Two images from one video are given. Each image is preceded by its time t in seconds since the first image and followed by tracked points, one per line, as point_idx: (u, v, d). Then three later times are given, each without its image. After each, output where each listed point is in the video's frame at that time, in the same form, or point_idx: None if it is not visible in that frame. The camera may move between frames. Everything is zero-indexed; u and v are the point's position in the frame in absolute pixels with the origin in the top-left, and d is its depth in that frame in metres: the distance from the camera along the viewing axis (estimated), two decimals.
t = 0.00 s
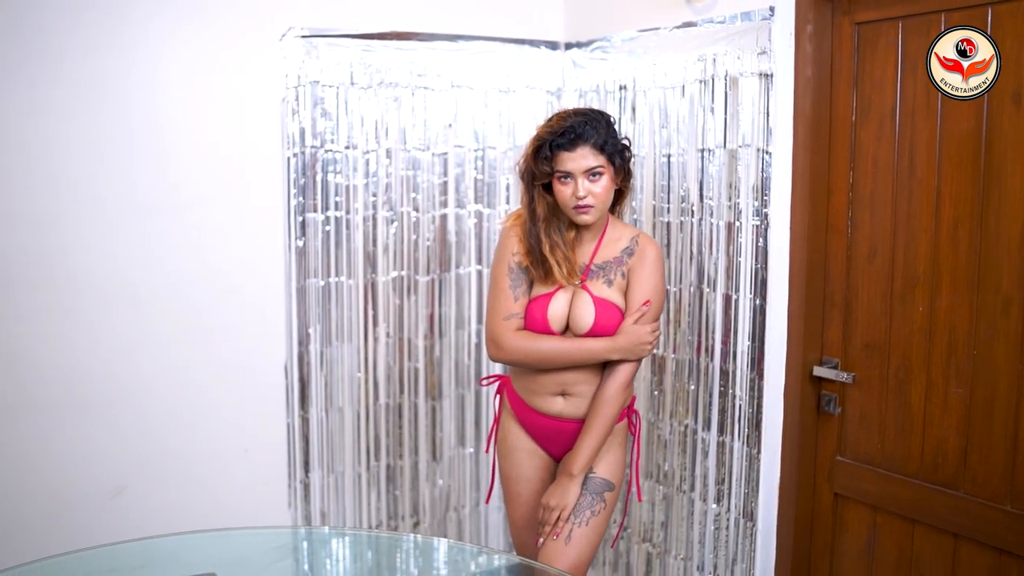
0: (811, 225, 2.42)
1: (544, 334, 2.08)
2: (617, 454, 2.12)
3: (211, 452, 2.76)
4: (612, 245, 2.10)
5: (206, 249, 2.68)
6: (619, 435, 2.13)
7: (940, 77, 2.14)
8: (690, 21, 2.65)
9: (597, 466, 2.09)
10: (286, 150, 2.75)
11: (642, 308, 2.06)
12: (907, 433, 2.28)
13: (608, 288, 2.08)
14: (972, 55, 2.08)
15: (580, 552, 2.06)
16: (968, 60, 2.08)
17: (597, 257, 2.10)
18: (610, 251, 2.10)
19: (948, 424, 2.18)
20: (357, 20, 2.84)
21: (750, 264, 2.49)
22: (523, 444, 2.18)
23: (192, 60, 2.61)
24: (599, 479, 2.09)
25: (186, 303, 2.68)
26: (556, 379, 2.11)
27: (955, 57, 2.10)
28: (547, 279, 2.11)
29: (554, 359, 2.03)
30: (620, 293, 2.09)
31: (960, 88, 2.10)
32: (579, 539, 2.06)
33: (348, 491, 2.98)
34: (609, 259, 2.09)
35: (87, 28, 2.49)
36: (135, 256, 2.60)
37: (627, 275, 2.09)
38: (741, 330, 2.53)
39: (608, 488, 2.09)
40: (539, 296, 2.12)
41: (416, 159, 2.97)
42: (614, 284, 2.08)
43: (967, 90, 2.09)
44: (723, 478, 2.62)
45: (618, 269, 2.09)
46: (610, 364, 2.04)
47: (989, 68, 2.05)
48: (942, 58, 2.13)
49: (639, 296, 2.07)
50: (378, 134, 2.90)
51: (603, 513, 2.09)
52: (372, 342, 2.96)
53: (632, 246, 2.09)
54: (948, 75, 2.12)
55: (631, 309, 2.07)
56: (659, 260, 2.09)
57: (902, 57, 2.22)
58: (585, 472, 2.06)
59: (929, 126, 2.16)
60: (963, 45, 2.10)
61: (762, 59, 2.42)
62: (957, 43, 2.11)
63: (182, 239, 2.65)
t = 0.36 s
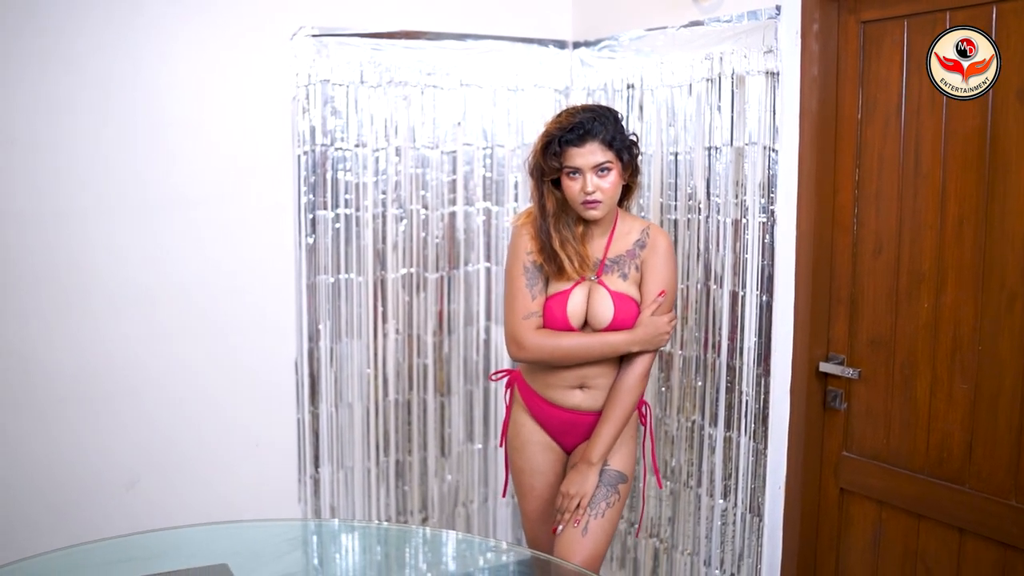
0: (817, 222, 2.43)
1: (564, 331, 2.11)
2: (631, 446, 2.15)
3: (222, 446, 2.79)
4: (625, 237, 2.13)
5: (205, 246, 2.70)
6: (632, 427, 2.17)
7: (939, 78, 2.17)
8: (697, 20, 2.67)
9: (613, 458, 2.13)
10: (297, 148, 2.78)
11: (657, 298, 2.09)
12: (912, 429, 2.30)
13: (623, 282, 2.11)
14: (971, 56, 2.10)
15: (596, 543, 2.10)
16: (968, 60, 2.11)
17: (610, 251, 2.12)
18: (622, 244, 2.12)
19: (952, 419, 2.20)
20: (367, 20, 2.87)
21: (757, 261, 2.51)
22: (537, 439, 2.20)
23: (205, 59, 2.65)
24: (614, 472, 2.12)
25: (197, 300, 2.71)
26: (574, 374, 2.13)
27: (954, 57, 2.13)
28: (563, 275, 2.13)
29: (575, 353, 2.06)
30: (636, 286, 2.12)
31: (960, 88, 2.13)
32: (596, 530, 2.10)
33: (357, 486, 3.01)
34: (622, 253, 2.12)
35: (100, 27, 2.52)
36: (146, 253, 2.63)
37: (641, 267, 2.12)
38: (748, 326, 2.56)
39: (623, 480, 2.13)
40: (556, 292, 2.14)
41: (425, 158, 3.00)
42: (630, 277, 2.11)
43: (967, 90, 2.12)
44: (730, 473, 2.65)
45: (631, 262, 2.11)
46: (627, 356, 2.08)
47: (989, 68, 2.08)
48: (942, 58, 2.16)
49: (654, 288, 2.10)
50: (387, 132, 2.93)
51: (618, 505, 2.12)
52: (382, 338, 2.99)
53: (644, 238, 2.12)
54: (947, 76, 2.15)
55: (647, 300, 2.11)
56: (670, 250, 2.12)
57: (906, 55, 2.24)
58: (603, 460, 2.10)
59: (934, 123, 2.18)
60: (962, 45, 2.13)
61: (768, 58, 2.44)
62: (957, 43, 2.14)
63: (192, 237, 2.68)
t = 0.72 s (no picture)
0: (824, 216, 2.44)
1: (579, 326, 2.12)
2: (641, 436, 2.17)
3: (232, 438, 2.82)
4: (633, 227, 2.14)
5: (213, 240, 2.72)
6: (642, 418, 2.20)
7: (939, 78, 2.19)
8: (704, 14, 2.68)
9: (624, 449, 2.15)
10: (306, 143, 2.80)
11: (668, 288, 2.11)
12: (918, 421, 2.31)
13: (634, 273, 2.12)
14: (971, 56, 2.13)
15: (609, 531, 2.12)
16: (968, 60, 2.13)
17: (619, 243, 2.13)
18: (630, 235, 2.14)
19: (958, 411, 2.21)
20: (376, 15, 2.90)
21: (764, 253, 2.52)
22: (548, 430, 2.22)
23: (216, 53, 2.67)
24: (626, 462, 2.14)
25: (207, 292, 2.73)
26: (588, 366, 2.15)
27: (954, 57, 2.15)
28: (566, 267, 2.14)
29: (590, 346, 2.07)
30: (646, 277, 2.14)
31: (960, 88, 2.15)
32: (607, 519, 2.12)
33: (366, 478, 3.03)
34: (631, 244, 2.13)
35: (111, 22, 2.55)
36: (157, 246, 2.66)
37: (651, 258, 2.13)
38: (754, 319, 2.57)
39: (634, 470, 2.15)
40: (568, 287, 2.15)
41: (433, 152, 3.02)
42: (641, 269, 2.13)
43: (967, 90, 2.14)
44: (736, 465, 2.66)
45: (641, 253, 2.13)
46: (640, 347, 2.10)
47: (989, 68, 2.10)
48: (942, 58, 2.18)
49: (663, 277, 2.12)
50: (396, 127, 2.95)
51: (629, 494, 2.14)
52: (390, 332, 3.01)
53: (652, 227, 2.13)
54: (948, 76, 2.17)
55: (658, 290, 2.13)
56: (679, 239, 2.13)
57: (912, 49, 2.25)
58: (617, 447, 2.12)
59: (940, 116, 2.19)
60: (963, 45, 2.15)
61: (775, 51, 2.46)
62: (957, 43, 2.16)
63: (202, 230, 2.71)
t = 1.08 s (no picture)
0: (828, 215, 2.45)
1: (585, 327, 2.13)
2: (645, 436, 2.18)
3: (238, 436, 2.83)
4: (635, 225, 2.14)
5: (215, 239, 2.73)
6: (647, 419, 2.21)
7: (939, 78, 2.20)
8: (709, 14, 2.68)
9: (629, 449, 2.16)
10: (312, 142, 2.82)
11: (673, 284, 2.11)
12: (922, 420, 2.31)
13: (638, 272, 2.12)
14: (971, 56, 2.14)
15: (611, 531, 2.13)
16: (968, 60, 2.14)
17: (621, 242, 2.14)
18: (632, 233, 2.14)
19: (962, 410, 2.21)
20: (382, 15, 2.91)
21: (768, 252, 2.52)
22: (553, 430, 2.23)
23: (223, 53, 2.69)
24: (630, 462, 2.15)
25: (214, 291, 2.75)
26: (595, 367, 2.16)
27: (954, 57, 2.16)
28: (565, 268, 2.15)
29: (596, 347, 2.08)
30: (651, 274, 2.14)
31: (960, 87, 2.15)
32: (610, 519, 2.13)
33: (372, 476, 3.04)
34: (634, 243, 2.13)
35: (118, 22, 2.57)
36: (164, 245, 2.67)
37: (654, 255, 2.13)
38: (759, 318, 2.57)
39: (638, 470, 2.16)
40: (573, 289, 2.16)
41: (440, 152, 3.03)
42: (644, 267, 2.13)
43: (967, 90, 2.15)
44: (741, 465, 2.67)
45: (644, 251, 2.13)
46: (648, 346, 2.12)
47: (989, 68, 2.11)
48: (942, 58, 2.19)
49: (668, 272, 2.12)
50: (402, 126, 2.96)
51: (633, 494, 2.15)
52: (396, 331, 3.02)
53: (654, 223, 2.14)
54: (947, 76, 2.18)
55: (663, 286, 2.13)
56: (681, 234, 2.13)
57: (915, 49, 2.25)
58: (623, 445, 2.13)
59: (944, 116, 2.19)
60: (963, 45, 2.16)
61: (780, 50, 2.45)
62: (957, 43, 2.17)
63: (208, 229, 2.72)
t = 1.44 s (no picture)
0: (832, 214, 2.44)
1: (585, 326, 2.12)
2: (643, 437, 2.17)
3: (242, 435, 2.84)
4: (632, 223, 2.14)
5: (223, 239, 2.74)
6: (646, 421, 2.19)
7: (940, 77, 2.19)
8: (714, 13, 2.67)
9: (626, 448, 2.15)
10: (317, 142, 2.82)
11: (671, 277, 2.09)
12: (927, 421, 2.29)
13: (637, 270, 2.11)
14: (971, 55, 2.13)
15: (599, 531, 2.12)
16: (968, 60, 2.13)
17: (620, 241, 2.13)
18: (631, 232, 2.13)
19: (968, 411, 2.19)
20: (386, 15, 2.91)
21: (773, 252, 2.52)
22: (554, 429, 2.23)
23: (227, 54, 2.69)
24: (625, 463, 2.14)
25: (218, 291, 2.76)
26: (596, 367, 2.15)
27: (954, 57, 2.16)
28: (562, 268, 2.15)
29: (595, 347, 2.07)
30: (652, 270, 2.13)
31: (960, 87, 2.15)
32: (599, 519, 2.12)
33: (376, 476, 3.04)
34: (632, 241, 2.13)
35: (123, 23, 2.58)
36: (168, 244, 2.68)
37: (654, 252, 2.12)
38: (763, 318, 2.56)
39: (633, 471, 2.15)
40: (573, 288, 2.15)
41: (444, 152, 3.03)
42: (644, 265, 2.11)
43: (967, 90, 2.14)
44: (746, 466, 2.66)
45: (643, 249, 2.12)
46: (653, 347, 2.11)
47: (989, 68, 2.10)
48: (942, 58, 2.18)
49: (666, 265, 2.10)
50: (406, 126, 2.96)
51: (624, 496, 2.14)
52: (401, 331, 3.02)
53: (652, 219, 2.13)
54: (947, 76, 2.17)
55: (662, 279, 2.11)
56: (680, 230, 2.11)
57: (919, 48, 2.24)
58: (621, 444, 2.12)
59: (948, 115, 2.18)
60: (963, 45, 2.15)
61: (784, 50, 2.45)
62: (957, 43, 2.16)
63: (213, 229, 2.73)
